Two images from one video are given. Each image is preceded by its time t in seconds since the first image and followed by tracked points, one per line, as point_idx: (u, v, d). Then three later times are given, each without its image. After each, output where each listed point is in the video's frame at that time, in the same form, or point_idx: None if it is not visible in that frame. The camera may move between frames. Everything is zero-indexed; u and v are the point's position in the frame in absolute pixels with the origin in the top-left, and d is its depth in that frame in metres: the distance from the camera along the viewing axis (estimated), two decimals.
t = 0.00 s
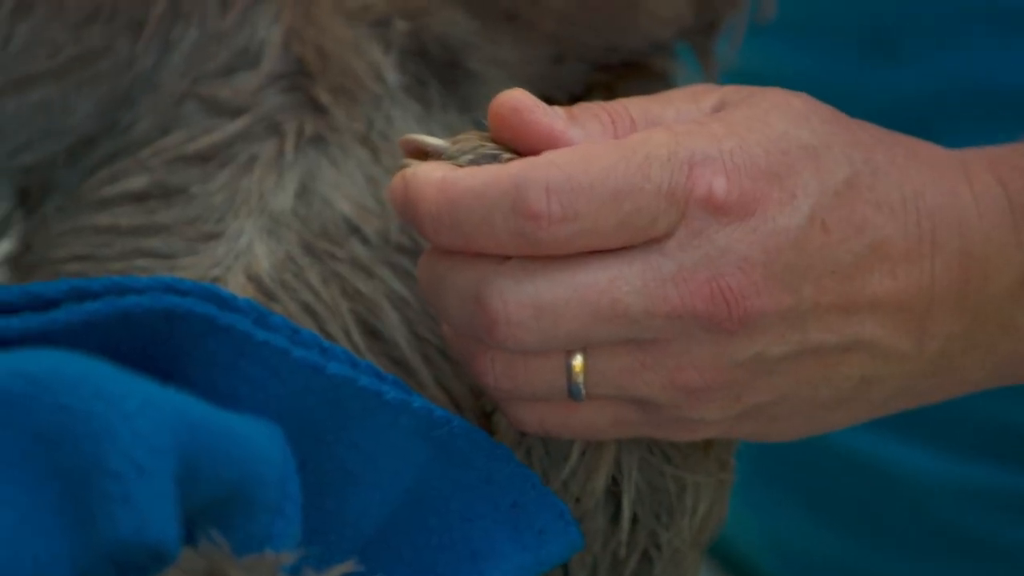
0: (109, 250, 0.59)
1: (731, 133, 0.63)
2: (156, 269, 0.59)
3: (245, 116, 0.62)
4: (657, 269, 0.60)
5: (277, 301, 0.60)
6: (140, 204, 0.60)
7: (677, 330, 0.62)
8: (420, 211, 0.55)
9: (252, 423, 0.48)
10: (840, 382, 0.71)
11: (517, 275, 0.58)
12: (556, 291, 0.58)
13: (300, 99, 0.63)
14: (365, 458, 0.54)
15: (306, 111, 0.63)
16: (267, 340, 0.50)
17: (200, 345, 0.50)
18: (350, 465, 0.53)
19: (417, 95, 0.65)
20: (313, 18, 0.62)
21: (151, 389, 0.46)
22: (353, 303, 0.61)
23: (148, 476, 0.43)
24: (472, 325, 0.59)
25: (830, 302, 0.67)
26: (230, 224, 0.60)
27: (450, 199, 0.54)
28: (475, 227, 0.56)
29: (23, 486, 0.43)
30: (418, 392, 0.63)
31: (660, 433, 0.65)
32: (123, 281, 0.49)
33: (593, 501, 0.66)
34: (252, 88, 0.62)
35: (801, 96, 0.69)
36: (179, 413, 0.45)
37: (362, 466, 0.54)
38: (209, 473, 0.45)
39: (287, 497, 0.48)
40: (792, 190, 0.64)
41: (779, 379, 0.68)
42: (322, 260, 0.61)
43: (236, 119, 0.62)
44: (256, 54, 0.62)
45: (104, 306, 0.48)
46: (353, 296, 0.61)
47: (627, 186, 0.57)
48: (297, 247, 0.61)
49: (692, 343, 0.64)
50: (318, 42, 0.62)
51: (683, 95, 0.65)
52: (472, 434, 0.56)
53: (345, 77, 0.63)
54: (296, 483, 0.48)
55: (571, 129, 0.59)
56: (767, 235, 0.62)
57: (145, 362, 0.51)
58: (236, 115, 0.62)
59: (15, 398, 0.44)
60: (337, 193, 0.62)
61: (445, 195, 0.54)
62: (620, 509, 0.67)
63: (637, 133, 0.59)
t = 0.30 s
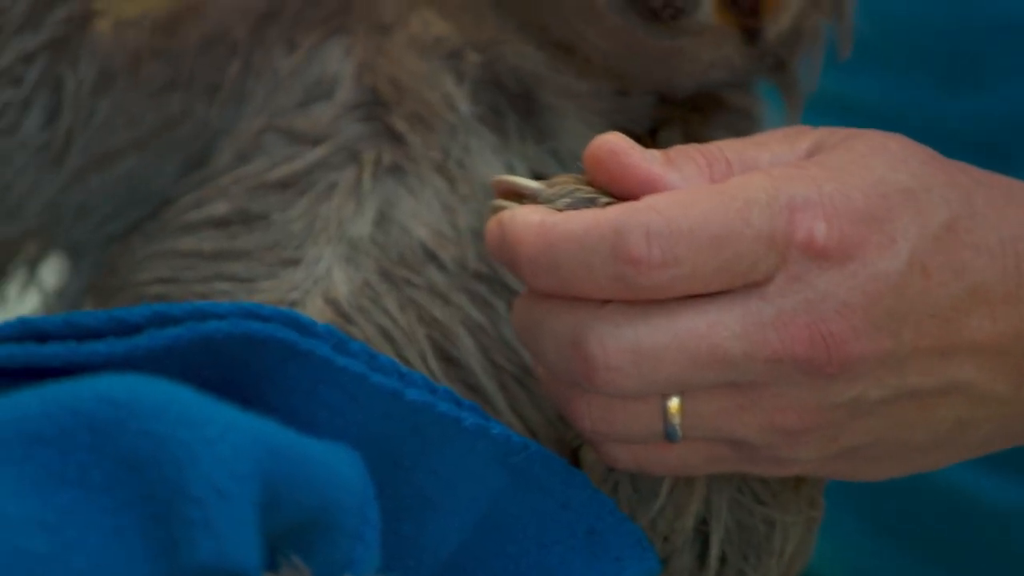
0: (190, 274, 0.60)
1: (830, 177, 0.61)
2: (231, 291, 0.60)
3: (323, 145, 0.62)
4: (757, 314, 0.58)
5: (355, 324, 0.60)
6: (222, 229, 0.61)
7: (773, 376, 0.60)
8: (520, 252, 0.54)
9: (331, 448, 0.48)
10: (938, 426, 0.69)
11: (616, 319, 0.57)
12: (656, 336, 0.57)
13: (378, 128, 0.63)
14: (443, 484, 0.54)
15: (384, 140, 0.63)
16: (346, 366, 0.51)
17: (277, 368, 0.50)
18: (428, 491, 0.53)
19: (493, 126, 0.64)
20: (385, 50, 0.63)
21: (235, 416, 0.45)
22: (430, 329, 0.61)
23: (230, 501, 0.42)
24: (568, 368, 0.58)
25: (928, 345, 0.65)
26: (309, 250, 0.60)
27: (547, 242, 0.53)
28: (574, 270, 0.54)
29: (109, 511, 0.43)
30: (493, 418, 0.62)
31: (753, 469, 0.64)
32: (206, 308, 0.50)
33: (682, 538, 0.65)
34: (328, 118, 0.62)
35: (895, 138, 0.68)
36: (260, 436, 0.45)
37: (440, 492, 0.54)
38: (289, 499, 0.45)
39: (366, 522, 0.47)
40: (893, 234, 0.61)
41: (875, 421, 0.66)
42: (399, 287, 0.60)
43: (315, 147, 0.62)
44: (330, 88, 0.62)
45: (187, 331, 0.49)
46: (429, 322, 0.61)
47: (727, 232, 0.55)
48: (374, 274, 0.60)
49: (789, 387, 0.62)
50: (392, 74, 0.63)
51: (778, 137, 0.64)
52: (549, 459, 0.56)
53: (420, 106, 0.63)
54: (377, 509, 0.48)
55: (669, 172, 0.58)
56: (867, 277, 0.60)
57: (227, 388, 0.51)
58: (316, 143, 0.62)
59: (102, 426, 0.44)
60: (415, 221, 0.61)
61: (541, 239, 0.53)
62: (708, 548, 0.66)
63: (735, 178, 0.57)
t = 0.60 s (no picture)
0: (296, 286, 0.60)
1: (969, 183, 0.55)
2: (336, 302, 0.60)
3: (421, 157, 0.62)
4: (896, 323, 0.53)
5: (460, 335, 0.59)
6: (326, 240, 0.61)
7: (910, 386, 0.55)
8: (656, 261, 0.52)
9: (453, 461, 0.49)
10: None
11: (754, 328, 0.54)
12: (797, 343, 0.53)
13: (475, 138, 0.63)
14: (559, 496, 0.54)
15: (483, 149, 0.63)
16: (465, 380, 0.51)
17: (393, 382, 0.51)
18: (545, 503, 0.54)
19: (591, 135, 0.64)
20: (474, 60, 0.63)
21: (358, 429, 0.47)
22: (534, 338, 0.60)
23: (352, 514, 0.44)
24: (705, 374, 0.55)
25: None
26: (411, 258, 0.60)
27: (683, 250, 0.51)
28: (712, 279, 0.52)
29: (235, 523, 0.46)
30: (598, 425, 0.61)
31: (885, 478, 0.61)
32: (325, 320, 0.50)
33: (809, 550, 0.63)
34: (425, 128, 0.62)
35: None
36: (383, 450, 0.47)
37: (556, 504, 0.54)
38: (410, 513, 0.47)
39: (484, 535, 0.48)
40: None
41: (1014, 432, 0.61)
42: (503, 296, 0.60)
43: (414, 159, 0.62)
44: (423, 100, 0.62)
45: (307, 345, 0.50)
46: (534, 331, 0.60)
47: (868, 239, 0.51)
48: (478, 282, 0.60)
49: (925, 398, 0.57)
50: (485, 84, 0.63)
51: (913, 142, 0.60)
52: (664, 473, 0.56)
53: (515, 115, 0.63)
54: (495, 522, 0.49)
55: (802, 177, 0.55)
56: (1005, 286, 0.54)
57: (349, 401, 0.52)
58: (416, 154, 0.62)
59: (227, 439, 0.47)
60: (517, 229, 0.61)
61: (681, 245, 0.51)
62: (835, 559, 0.64)
63: (875, 184, 0.53)
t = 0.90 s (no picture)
0: (431, 303, 0.62)
1: None
2: (472, 319, 0.60)
3: (549, 175, 0.63)
4: None
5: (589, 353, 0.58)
6: (461, 258, 0.63)
7: None
8: (817, 281, 0.52)
9: (595, 480, 0.51)
10: None
11: (916, 351, 0.52)
12: (959, 366, 0.51)
13: (601, 155, 0.63)
14: (700, 514, 0.54)
15: (608, 166, 0.63)
16: (606, 397, 0.52)
17: (534, 400, 0.52)
18: (686, 521, 0.54)
19: (717, 150, 0.64)
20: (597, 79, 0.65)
21: (498, 445, 0.48)
22: (664, 358, 0.60)
23: (494, 530, 0.45)
24: (867, 395, 0.54)
25: None
26: (542, 276, 0.60)
27: (846, 272, 0.51)
28: (878, 303, 0.51)
29: (381, 537, 0.47)
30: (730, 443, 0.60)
31: None
32: (468, 336, 0.52)
33: (961, 566, 0.63)
34: (552, 145, 0.64)
35: None
36: (524, 467, 0.47)
37: (698, 522, 0.54)
38: (553, 527, 0.48)
39: (626, 552, 0.49)
40: None
41: None
42: (633, 313, 0.60)
43: (542, 177, 0.63)
44: (551, 116, 0.65)
45: (448, 361, 0.51)
46: (664, 348, 0.60)
47: None
48: (608, 300, 0.60)
49: None
50: (609, 101, 0.64)
51: None
52: (804, 491, 0.56)
53: (638, 131, 0.63)
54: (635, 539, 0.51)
55: (969, 195, 0.52)
56: None
57: (491, 417, 0.53)
58: (544, 173, 0.63)
59: (370, 452, 0.48)
60: (646, 246, 0.61)
61: (837, 265, 0.51)
62: None
63: None
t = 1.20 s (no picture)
0: (568, 347, 0.64)
1: None
2: (611, 362, 0.61)
3: (684, 222, 0.64)
4: None
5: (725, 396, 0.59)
6: (599, 303, 0.65)
7: None
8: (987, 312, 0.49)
9: (738, 526, 0.51)
10: None
11: None
12: None
13: (735, 200, 0.63)
14: (844, 562, 0.53)
15: (741, 212, 0.63)
16: (748, 443, 0.52)
17: (675, 446, 0.53)
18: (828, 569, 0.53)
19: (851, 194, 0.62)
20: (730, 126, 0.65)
21: (641, 491, 0.49)
22: (800, 400, 0.59)
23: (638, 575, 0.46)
24: None
25: None
26: (678, 320, 0.61)
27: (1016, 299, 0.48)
28: None
29: None
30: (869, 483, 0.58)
31: None
32: (609, 382, 0.53)
33: None
34: (687, 193, 0.65)
35: None
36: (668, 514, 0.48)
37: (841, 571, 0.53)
38: (699, 569, 0.49)
39: None
40: None
41: None
42: (769, 357, 0.60)
43: (677, 223, 0.64)
44: (686, 163, 0.66)
45: (589, 406, 0.52)
46: (799, 392, 0.59)
47: None
48: (744, 343, 0.60)
49: None
50: (740, 145, 0.64)
51: None
52: (946, 538, 0.55)
53: (769, 175, 0.63)
54: None
55: None
56: None
57: (633, 464, 0.53)
58: (681, 219, 0.64)
59: (513, 498, 0.48)
60: (780, 289, 0.60)
61: (1009, 291, 0.48)
62: None
63: None
